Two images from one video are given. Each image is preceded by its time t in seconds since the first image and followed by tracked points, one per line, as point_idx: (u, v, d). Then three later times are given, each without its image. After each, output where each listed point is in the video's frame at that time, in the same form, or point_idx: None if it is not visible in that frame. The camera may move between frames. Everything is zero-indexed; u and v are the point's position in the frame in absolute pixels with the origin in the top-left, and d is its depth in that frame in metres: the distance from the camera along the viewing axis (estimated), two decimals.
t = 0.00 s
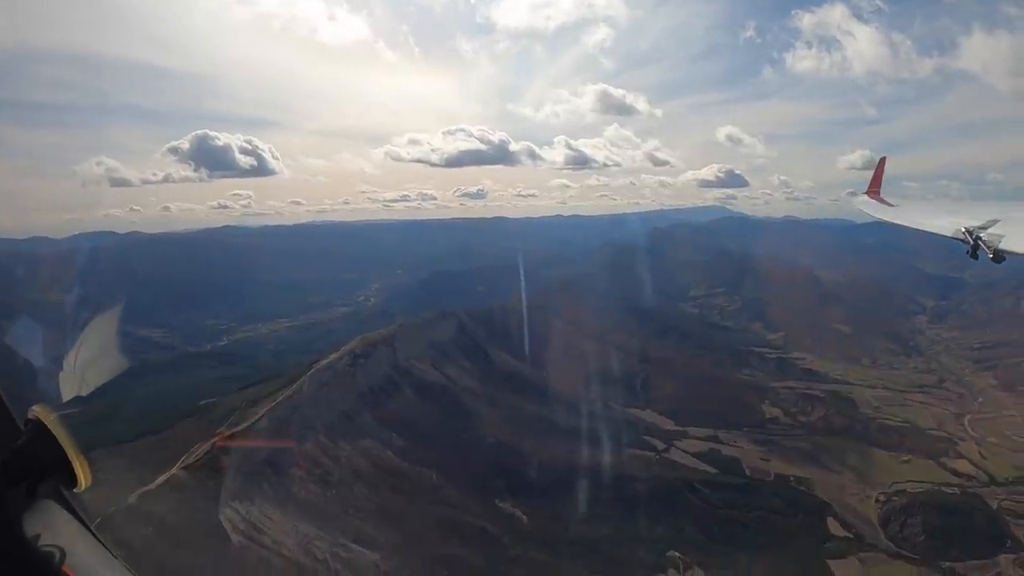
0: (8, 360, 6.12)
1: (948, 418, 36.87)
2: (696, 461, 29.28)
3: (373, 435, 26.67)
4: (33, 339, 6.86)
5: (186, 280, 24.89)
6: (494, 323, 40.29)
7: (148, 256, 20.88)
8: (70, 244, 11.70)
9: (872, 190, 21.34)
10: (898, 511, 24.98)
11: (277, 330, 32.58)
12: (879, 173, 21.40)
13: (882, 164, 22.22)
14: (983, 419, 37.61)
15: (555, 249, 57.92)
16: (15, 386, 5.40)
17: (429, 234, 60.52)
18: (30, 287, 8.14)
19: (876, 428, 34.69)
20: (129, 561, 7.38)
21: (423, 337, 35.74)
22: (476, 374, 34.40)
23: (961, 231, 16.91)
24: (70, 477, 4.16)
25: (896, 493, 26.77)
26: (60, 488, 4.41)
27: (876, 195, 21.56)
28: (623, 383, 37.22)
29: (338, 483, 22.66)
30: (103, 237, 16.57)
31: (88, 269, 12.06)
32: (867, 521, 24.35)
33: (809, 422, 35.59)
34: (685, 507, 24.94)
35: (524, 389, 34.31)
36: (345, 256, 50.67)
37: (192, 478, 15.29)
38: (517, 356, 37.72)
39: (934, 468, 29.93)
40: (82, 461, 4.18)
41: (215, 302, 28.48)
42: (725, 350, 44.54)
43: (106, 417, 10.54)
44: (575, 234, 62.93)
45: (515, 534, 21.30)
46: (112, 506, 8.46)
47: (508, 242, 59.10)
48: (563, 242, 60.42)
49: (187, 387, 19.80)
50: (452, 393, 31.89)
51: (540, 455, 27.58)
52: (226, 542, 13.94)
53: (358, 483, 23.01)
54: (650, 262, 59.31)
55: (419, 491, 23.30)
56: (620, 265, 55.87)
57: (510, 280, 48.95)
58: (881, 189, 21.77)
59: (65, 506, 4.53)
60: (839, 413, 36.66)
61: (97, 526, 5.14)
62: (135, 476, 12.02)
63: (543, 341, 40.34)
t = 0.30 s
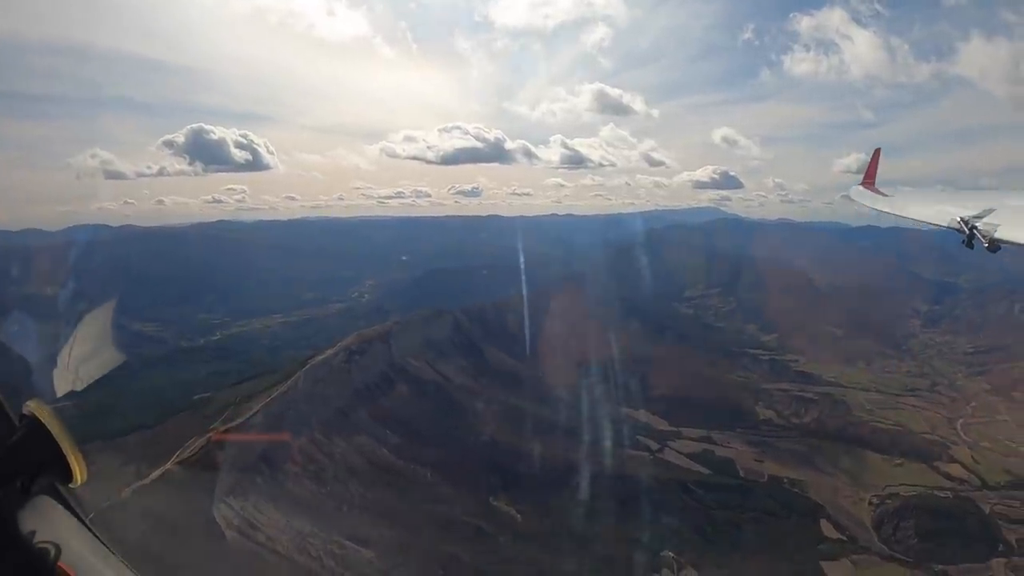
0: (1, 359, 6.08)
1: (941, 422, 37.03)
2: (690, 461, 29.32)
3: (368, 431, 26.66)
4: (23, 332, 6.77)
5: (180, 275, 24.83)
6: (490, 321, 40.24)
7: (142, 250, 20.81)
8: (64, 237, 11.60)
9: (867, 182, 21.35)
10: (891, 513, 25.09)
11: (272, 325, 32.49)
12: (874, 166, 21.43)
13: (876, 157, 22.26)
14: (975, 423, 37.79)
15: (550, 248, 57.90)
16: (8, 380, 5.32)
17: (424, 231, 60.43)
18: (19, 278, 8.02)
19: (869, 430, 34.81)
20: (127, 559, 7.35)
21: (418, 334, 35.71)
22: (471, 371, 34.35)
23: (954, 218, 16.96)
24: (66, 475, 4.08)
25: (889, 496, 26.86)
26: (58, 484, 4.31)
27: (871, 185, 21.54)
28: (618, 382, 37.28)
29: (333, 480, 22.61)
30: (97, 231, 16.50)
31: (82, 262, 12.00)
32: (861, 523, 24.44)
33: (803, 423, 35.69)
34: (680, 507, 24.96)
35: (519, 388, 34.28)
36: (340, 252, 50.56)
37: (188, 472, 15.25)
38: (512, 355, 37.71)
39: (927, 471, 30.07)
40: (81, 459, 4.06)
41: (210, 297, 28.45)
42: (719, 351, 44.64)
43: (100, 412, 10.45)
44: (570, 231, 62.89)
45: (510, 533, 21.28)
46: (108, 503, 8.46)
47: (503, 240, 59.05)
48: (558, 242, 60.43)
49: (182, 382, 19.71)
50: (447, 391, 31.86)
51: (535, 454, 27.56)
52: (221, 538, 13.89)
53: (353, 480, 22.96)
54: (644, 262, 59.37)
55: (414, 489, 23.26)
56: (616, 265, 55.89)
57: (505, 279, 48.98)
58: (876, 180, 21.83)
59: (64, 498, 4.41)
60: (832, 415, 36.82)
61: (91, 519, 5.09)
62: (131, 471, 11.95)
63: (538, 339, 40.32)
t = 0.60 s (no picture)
0: None
1: (936, 428, 37.11)
2: (686, 464, 29.34)
3: (365, 431, 26.64)
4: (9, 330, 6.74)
5: (175, 273, 24.80)
6: (486, 323, 40.23)
7: (137, 247, 20.77)
8: (56, 234, 11.53)
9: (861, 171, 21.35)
10: (887, 518, 25.14)
11: (267, 324, 32.44)
12: (868, 156, 21.52)
13: (870, 147, 22.26)
14: (970, 428, 37.86)
15: (547, 249, 57.92)
16: None
17: (420, 232, 60.44)
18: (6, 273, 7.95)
19: (864, 435, 34.86)
20: (122, 558, 7.32)
21: (415, 334, 35.69)
22: (468, 373, 34.35)
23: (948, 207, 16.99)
24: (56, 471, 4.18)
25: (885, 501, 26.89)
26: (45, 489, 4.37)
27: (866, 175, 21.57)
28: (614, 385, 37.32)
29: (330, 480, 22.60)
30: (92, 228, 16.47)
31: (75, 259, 11.94)
32: (857, 528, 24.47)
33: (798, 427, 35.76)
34: (677, 510, 24.94)
35: (514, 390, 34.24)
36: (336, 251, 50.51)
37: (184, 471, 15.23)
38: (508, 356, 37.69)
39: (922, 476, 30.14)
40: (69, 457, 4.22)
41: (206, 295, 28.42)
42: (715, 354, 44.68)
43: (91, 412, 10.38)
44: (567, 233, 62.94)
45: (506, 534, 21.24)
46: (103, 505, 8.44)
47: (500, 241, 59.08)
48: (555, 244, 60.47)
49: (178, 380, 19.64)
50: (444, 391, 31.85)
51: (531, 455, 27.56)
52: (218, 537, 13.87)
53: (349, 481, 22.95)
54: (641, 265, 59.37)
55: (410, 489, 23.24)
56: (612, 268, 55.90)
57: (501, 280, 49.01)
58: (870, 168, 21.91)
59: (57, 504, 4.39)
60: (827, 419, 36.89)
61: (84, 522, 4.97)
62: (126, 471, 11.93)
63: (534, 341, 40.34)
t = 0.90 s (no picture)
0: None
1: (933, 430, 37.17)
2: (684, 464, 29.37)
3: (363, 429, 26.61)
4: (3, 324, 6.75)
5: (170, 268, 24.79)
6: (484, 322, 40.25)
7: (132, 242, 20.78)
8: (52, 228, 11.51)
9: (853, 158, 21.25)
10: (884, 519, 25.16)
11: (264, 321, 32.41)
12: (860, 141, 21.50)
13: (863, 133, 22.23)
14: (967, 430, 37.91)
15: (544, 248, 57.98)
16: None
17: (416, 231, 60.52)
18: None
19: (861, 436, 34.91)
20: (119, 553, 7.30)
21: (412, 332, 35.67)
22: (466, 371, 34.38)
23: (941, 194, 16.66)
24: (53, 466, 4.21)
25: (882, 502, 26.92)
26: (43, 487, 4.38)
27: (860, 165, 21.52)
28: (611, 385, 37.35)
29: (328, 478, 22.59)
30: (87, 222, 16.47)
31: (70, 254, 11.90)
32: (854, 529, 24.49)
33: (795, 428, 35.81)
34: (675, 510, 24.96)
35: (513, 388, 34.25)
36: (333, 249, 50.52)
37: (182, 469, 15.19)
38: (506, 355, 37.68)
39: (919, 478, 30.19)
40: (64, 452, 4.24)
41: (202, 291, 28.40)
42: (711, 354, 44.71)
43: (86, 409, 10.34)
44: (564, 231, 62.99)
45: (505, 533, 21.22)
46: (101, 504, 8.44)
47: (497, 239, 59.13)
48: (553, 243, 60.53)
49: (175, 377, 19.63)
50: (442, 389, 31.82)
51: (530, 454, 27.56)
52: (216, 535, 13.84)
53: (347, 479, 22.94)
54: (638, 265, 59.44)
55: (408, 488, 23.23)
56: (609, 268, 55.99)
57: (498, 280, 49.05)
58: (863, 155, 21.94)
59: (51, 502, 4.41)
60: (824, 420, 36.95)
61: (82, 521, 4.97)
62: (123, 468, 11.89)
63: (531, 340, 40.36)
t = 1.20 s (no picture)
0: None
1: (930, 434, 37.20)
2: (682, 467, 29.36)
3: (362, 430, 26.61)
4: None
5: (164, 268, 24.79)
6: (482, 323, 40.25)
7: (124, 241, 20.77)
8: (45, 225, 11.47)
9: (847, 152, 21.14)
10: (882, 522, 25.16)
11: (261, 321, 32.34)
12: (852, 135, 21.55)
13: (855, 128, 22.27)
14: (964, 434, 37.93)
15: (542, 249, 57.96)
16: None
17: (414, 232, 60.55)
18: None
19: (859, 439, 34.93)
20: (114, 552, 7.26)
21: (410, 334, 35.66)
22: (464, 373, 34.39)
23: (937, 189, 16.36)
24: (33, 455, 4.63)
25: (880, 505, 26.93)
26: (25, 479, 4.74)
27: (853, 160, 21.53)
28: (609, 387, 37.31)
29: (327, 479, 22.58)
30: (78, 221, 16.49)
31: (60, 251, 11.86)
32: (852, 532, 24.49)
33: (793, 432, 35.83)
34: (673, 513, 24.94)
35: (510, 390, 34.24)
36: (330, 249, 50.53)
37: (180, 470, 15.14)
38: (503, 357, 37.65)
39: (916, 482, 30.22)
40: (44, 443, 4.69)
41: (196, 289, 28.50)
42: (709, 357, 44.71)
43: (80, 408, 10.28)
44: (562, 234, 63.01)
45: (504, 535, 21.20)
46: (99, 502, 8.45)
47: (495, 241, 59.12)
48: (550, 244, 60.58)
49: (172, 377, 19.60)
50: (440, 391, 31.81)
51: (528, 456, 27.53)
52: (215, 535, 13.80)
53: (346, 480, 22.94)
54: (635, 267, 59.51)
55: (407, 489, 23.21)
56: (606, 270, 56.04)
57: (496, 282, 49.04)
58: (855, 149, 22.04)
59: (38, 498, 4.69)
60: (822, 423, 36.96)
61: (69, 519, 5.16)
62: (120, 468, 11.84)
63: (528, 342, 40.34)
